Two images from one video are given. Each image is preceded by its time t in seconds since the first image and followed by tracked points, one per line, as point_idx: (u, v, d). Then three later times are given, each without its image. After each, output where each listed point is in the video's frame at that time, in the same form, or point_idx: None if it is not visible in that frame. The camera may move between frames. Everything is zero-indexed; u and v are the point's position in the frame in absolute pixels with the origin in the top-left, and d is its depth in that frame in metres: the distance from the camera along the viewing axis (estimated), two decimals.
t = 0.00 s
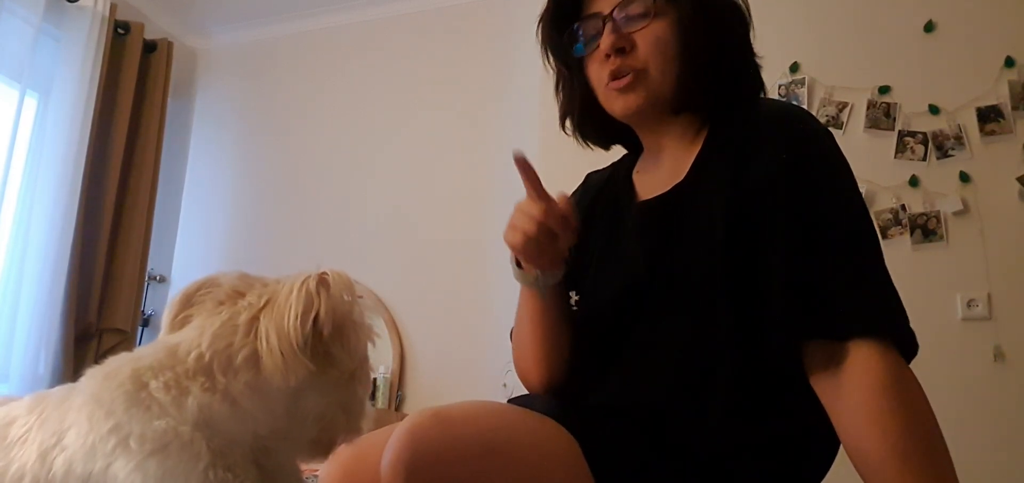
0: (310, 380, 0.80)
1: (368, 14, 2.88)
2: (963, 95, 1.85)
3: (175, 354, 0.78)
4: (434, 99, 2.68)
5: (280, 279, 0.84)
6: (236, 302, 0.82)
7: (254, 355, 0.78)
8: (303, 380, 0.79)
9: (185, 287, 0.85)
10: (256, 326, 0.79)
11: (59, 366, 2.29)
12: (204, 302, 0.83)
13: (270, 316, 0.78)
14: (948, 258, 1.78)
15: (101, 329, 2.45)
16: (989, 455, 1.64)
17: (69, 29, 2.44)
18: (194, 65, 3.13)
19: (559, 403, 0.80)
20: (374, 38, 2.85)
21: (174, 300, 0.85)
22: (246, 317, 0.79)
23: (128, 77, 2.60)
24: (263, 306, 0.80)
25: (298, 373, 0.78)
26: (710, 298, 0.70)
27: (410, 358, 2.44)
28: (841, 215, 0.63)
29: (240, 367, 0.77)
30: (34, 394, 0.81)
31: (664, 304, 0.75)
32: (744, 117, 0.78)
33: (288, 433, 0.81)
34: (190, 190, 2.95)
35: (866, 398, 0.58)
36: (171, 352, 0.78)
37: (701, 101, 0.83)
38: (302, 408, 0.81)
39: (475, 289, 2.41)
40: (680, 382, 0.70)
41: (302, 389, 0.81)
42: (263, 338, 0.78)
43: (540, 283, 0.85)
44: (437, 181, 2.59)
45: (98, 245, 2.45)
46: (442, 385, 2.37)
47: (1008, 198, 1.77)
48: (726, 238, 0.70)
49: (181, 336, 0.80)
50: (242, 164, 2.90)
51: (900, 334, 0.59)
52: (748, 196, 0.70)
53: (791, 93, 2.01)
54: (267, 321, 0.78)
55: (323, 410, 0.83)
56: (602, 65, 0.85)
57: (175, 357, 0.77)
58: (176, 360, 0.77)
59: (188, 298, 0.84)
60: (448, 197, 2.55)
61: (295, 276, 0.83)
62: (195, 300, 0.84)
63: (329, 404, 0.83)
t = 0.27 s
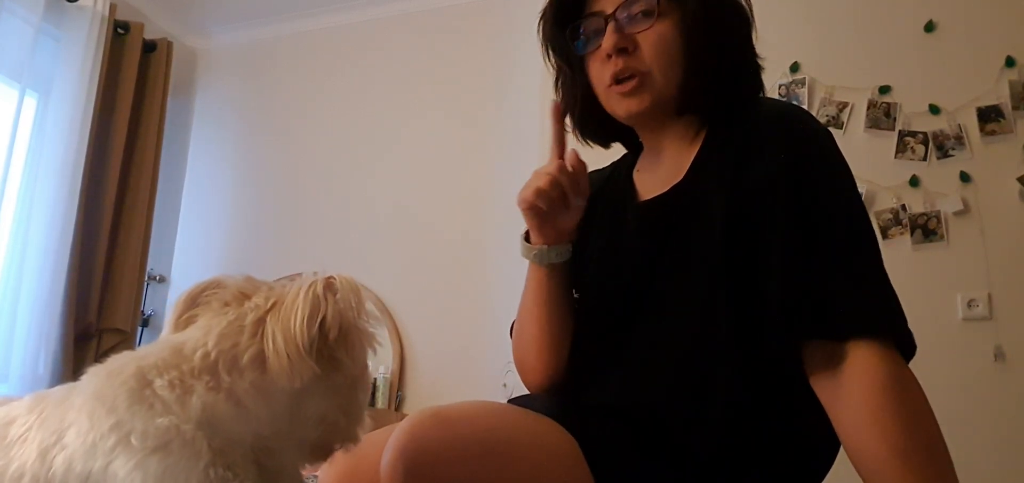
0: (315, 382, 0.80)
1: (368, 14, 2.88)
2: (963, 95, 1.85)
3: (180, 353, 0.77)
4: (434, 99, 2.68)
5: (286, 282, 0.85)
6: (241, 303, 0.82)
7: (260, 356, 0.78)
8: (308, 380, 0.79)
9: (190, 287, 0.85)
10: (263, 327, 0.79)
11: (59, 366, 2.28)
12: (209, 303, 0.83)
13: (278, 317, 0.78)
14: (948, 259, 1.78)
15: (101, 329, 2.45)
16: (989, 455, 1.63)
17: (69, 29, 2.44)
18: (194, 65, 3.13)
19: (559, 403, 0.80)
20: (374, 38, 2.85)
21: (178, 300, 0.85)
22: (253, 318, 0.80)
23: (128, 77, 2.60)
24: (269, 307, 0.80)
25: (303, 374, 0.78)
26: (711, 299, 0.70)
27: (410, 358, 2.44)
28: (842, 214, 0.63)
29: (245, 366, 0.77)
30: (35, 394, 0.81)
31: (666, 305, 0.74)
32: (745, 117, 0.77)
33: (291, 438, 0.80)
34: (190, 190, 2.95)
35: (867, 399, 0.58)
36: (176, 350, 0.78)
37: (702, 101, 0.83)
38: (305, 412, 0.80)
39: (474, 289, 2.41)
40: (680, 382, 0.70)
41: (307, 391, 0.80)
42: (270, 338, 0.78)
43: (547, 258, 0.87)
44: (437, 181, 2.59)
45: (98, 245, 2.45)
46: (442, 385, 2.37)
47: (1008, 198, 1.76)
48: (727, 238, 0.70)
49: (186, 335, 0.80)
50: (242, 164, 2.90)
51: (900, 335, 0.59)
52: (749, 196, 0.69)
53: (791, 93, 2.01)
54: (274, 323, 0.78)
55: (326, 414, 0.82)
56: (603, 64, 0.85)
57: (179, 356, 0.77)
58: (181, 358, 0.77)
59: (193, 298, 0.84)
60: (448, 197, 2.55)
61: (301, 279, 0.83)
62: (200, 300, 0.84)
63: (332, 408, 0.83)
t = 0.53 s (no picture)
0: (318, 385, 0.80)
1: (368, 13, 2.88)
2: (963, 95, 1.85)
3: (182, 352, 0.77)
4: (434, 98, 2.68)
5: (286, 283, 0.84)
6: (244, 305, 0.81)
7: (265, 358, 0.77)
8: (312, 385, 0.79)
9: (189, 287, 0.83)
10: (267, 330, 0.79)
11: (60, 366, 2.28)
12: (210, 304, 0.82)
13: (282, 321, 0.78)
14: (948, 259, 1.78)
15: (101, 329, 2.44)
16: (990, 455, 1.63)
17: (69, 29, 2.44)
18: (194, 65, 3.13)
19: (559, 403, 0.80)
20: (374, 38, 2.85)
21: (177, 300, 0.84)
22: (257, 321, 0.79)
23: (128, 77, 2.60)
24: (273, 310, 0.80)
25: (308, 378, 0.78)
26: (712, 299, 0.70)
27: (410, 358, 2.44)
28: (843, 214, 0.63)
29: (250, 368, 0.77)
30: (35, 394, 0.81)
31: (666, 304, 0.74)
32: (746, 117, 0.77)
33: (291, 436, 0.80)
34: (189, 190, 2.95)
35: (867, 398, 0.58)
36: (179, 351, 0.77)
37: (703, 102, 0.83)
38: (307, 413, 0.80)
39: (474, 289, 2.41)
40: (680, 381, 0.70)
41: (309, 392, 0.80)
42: (275, 341, 0.77)
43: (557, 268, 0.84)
44: (437, 181, 2.59)
45: (98, 245, 2.45)
46: (442, 386, 2.36)
47: (1008, 198, 1.77)
48: (727, 237, 0.70)
49: (189, 336, 0.79)
50: (242, 164, 2.90)
51: (900, 336, 0.59)
52: (750, 197, 0.69)
53: (791, 93, 2.01)
54: (278, 326, 0.78)
55: (327, 414, 0.82)
56: (604, 66, 0.85)
57: (183, 355, 0.77)
58: (185, 358, 0.77)
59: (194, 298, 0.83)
60: (448, 197, 2.55)
61: (302, 281, 0.83)
62: (200, 300, 0.83)
63: (333, 409, 0.83)
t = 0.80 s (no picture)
0: (320, 385, 0.79)
1: (368, 14, 2.88)
2: (963, 95, 1.86)
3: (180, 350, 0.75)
4: (435, 98, 2.68)
5: (278, 276, 0.82)
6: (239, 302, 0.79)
7: (269, 359, 0.76)
8: (316, 387, 0.78)
9: (173, 284, 0.80)
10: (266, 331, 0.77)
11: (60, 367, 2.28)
12: (200, 300, 0.79)
13: (283, 322, 0.76)
14: (948, 258, 1.78)
15: (101, 329, 2.44)
16: (990, 455, 1.63)
17: (69, 29, 2.44)
18: (194, 65, 3.13)
19: (559, 403, 0.80)
20: (374, 38, 2.85)
21: (164, 295, 0.79)
22: (255, 321, 0.77)
23: (128, 77, 2.60)
24: (271, 309, 0.77)
25: (312, 379, 0.78)
26: (713, 298, 0.70)
27: (410, 357, 2.44)
28: (844, 213, 0.63)
29: (253, 369, 0.75)
30: (35, 394, 0.78)
31: (667, 302, 0.74)
32: (747, 118, 0.78)
33: (291, 428, 0.80)
34: (189, 190, 2.95)
35: (867, 399, 0.58)
36: (177, 350, 0.74)
37: (704, 102, 0.83)
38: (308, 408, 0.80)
39: (475, 288, 2.41)
40: (680, 379, 0.70)
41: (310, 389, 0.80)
42: (277, 343, 0.76)
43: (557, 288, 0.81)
44: (437, 181, 2.59)
45: (98, 246, 2.45)
46: (442, 385, 2.36)
47: (1008, 198, 1.77)
48: (728, 236, 0.70)
49: (184, 334, 0.76)
50: (242, 164, 2.90)
51: (902, 336, 0.59)
52: (752, 197, 0.69)
53: (791, 93, 2.01)
54: (278, 324, 0.76)
55: (326, 408, 0.82)
56: (604, 67, 0.85)
57: (182, 354, 0.74)
58: (183, 358, 0.74)
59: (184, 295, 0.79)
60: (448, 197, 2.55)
61: (296, 275, 0.80)
62: (190, 295, 0.80)
63: (334, 404, 0.82)
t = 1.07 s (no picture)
0: (315, 378, 0.78)
1: (369, 13, 2.88)
2: (963, 95, 1.86)
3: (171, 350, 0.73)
4: (435, 98, 2.68)
5: (263, 268, 0.79)
6: (225, 299, 0.76)
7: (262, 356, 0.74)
8: (311, 380, 0.77)
9: (153, 286, 0.76)
10: (257, 327, 0.74)
11: (60, 367, 2.28)
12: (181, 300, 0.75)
13: (273, 317, 0.74)
14: (949, 258, 1.78)
15: (101, 329, 2.44)
16: (990, 455, 1.63)
17: (69, 29, 2.44)
18: (194, 65, 3.13)
19: (559, 403, 0.80)
20: (375, 38, 2.85)
21: (145, 297, 0.76)
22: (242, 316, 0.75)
23: (128, 77, 2.60)
24: (258, 304, 0.75)
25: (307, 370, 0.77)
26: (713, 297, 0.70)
27: (410, 357, 2.44)
28: (843, 213, 0.63)
29: (247, 368, 0.74)
30: (27, 395, 0.77)
31: (666, 301, 0.74)
32: (746, 118, 0.78)
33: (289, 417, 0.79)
34: (189, 190, 2.94)
35: (869, 400, 0.58)
36: (167, 351, 0.72)
37: (703, 102, 0.83)
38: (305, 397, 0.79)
39: (475, 288, 2.41)
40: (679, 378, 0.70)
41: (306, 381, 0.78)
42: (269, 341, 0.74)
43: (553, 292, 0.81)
44: (437, 182, 2.59)
45: (98, 246, 2.45)
46: (442, 385, 2.36)
47: (1008, 198, 1.77)
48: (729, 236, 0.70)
49: (172, 335, 0.74)
50: (242, 164, 2.90)
51: (902, 336, 0.59)
52: (752, 198, 0.69)
53: (791, 93, 2.01)
54: (269, 320, 0.74)
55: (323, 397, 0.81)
56: (602, 66, 0.85)
57: (175, 356, 0.72)
58: (176, 360, 0.72)
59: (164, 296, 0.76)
60: (448, 197, 2.55)
61: (282, 266, 0.78)
62: (170, 295, 0.76)
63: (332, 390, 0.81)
